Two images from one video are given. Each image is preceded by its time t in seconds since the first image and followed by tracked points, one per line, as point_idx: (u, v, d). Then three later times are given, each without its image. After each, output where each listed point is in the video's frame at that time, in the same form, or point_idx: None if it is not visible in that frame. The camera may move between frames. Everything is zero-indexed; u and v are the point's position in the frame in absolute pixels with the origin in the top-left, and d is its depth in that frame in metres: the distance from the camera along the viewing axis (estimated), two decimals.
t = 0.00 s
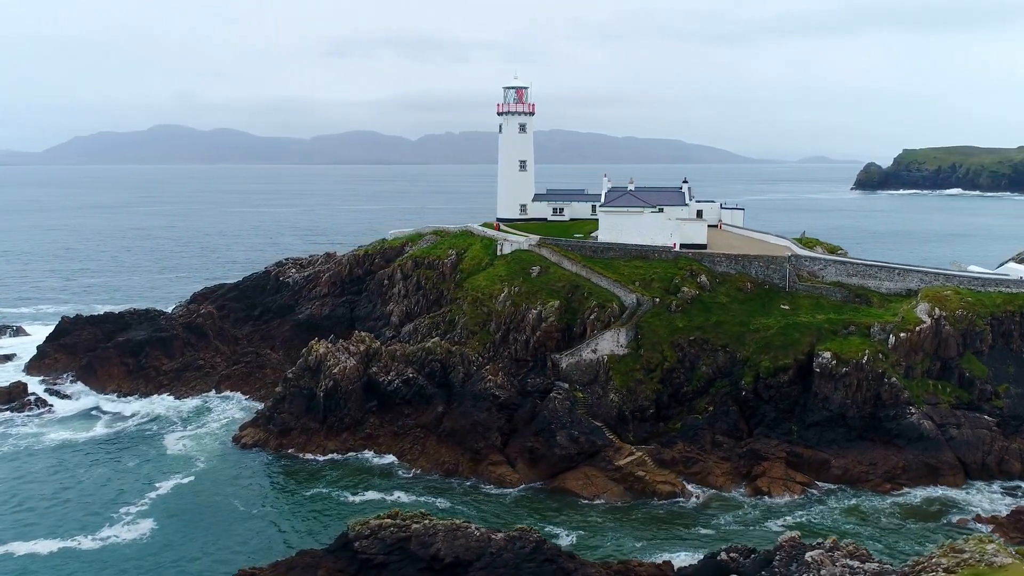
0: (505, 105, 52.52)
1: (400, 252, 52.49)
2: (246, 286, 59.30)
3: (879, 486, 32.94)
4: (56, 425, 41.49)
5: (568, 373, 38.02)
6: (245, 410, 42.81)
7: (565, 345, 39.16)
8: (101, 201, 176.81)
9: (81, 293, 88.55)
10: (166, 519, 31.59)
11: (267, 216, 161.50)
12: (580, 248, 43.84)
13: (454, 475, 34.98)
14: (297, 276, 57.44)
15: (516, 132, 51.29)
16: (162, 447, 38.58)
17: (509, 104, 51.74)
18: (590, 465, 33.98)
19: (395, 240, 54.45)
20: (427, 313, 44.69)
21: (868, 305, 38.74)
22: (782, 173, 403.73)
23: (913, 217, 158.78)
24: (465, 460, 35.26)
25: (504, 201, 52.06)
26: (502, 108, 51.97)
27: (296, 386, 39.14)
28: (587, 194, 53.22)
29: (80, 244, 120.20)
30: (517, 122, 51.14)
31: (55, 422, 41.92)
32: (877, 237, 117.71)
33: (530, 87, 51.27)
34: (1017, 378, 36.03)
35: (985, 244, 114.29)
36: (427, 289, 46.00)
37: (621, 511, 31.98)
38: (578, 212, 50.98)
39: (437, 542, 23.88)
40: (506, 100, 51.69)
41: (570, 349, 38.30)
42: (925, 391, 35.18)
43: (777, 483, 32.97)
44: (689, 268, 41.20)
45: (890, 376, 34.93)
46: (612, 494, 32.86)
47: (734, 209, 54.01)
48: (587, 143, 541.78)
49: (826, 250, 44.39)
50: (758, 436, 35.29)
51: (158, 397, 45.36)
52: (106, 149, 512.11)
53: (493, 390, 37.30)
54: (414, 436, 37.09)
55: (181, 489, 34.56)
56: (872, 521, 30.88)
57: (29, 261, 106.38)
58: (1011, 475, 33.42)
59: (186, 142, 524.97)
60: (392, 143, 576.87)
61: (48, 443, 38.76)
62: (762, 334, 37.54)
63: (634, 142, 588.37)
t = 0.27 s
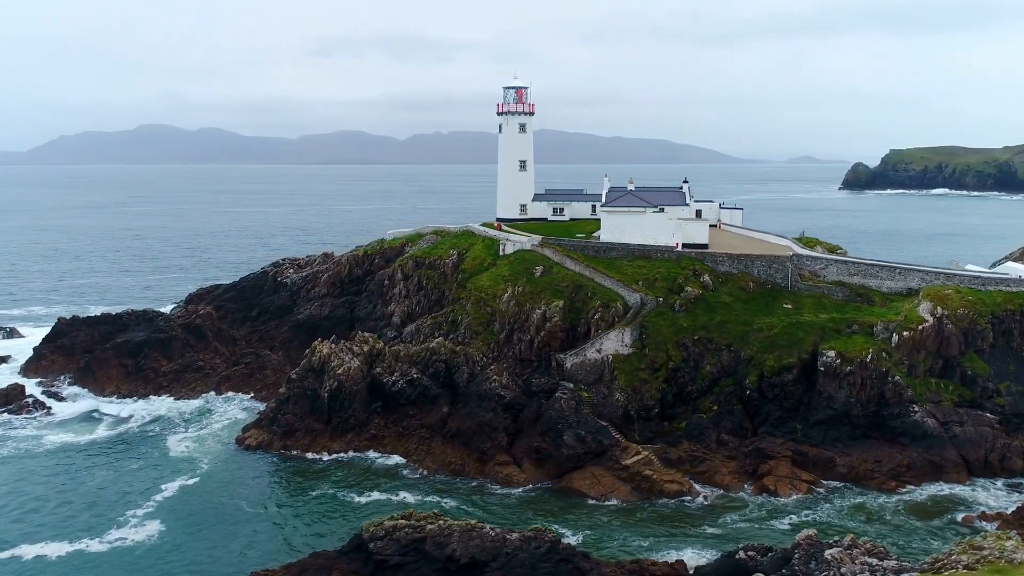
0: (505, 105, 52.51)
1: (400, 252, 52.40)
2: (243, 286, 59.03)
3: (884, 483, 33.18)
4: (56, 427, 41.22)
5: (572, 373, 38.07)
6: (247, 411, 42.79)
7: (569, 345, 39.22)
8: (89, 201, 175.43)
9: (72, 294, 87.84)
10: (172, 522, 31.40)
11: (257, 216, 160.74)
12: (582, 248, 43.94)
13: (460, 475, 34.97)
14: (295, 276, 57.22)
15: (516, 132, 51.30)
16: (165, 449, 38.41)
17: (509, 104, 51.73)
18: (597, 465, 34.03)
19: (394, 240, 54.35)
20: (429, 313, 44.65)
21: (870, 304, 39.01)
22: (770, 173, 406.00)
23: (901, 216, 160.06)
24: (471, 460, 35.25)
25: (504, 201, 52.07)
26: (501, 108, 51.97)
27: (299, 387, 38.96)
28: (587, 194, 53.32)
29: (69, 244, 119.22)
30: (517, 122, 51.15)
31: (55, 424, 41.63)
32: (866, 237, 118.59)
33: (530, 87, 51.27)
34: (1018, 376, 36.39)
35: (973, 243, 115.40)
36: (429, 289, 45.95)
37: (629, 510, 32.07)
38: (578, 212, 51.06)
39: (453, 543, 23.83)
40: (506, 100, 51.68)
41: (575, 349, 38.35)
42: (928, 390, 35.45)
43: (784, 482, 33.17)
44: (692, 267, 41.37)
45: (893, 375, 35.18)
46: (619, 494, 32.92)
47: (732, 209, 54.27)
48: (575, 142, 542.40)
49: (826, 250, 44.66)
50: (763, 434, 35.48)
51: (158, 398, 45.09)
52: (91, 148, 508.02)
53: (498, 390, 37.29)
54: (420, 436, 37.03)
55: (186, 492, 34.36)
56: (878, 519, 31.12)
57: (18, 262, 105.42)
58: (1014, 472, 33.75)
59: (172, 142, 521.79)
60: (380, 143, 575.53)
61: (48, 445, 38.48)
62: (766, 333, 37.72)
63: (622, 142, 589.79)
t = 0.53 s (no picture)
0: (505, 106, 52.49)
1: (400, 252, 52.30)
2: (241, 287, 58.76)
3: (889, 481, 33.43)
4: (56, 429, 41.01)
5: (577, 373, 38.09)
6: (248, 412, 42.76)
7: (573, 345, 39.27)
8: (77, 202, 174.01)
9: (63, 295, 87.14)
10: (179, 525, 31.24)
11: (247, 216, 159.95)
12: (584, 248, 44.06)
13: (466, 476, 34.96)
14: (293, 277, 57.00)
15: (516, 132, 51.32)
16: (168, 452, 38.37)
17: (509, 104, 51.72)
18: (604, 465, 34.09)
19: (393, 240, 54.24)
20: (431, 313, 44.60)
21: (871, 303, 39.27)
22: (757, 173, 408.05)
23: (890, 216, 161.32)
24: (478, 461, 35.24)
25: (504, 201, 52.05)
26: (501, 108, 51.97)
27: (303, 388, 38.79)
28: (586, 194, 53.40)
29: (58, 245, 118.25)
30: (517, 122, 51.17)
31: (54, 426, 41.38)
32: (857, 237, 119.39)
33: (530, 87, 51.27)
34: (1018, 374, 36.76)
35: (962, 243, 116.42)
36: (430, 290, 45.90)
37: (637, 510, 32.14)
38: (578, 212, 51.09)
39: (468, 544, 23.78)
40: (506, 100, 51.67)
41: (580, 349, 38.39)
42: (931, 388, 35.72)
43: (789, 481, 33.37)
44: (694, 267, 41.54)
45: (897, 373, 35.43)
46: (627, 493, 33.00)
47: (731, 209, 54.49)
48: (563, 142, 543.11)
49: (826, 250, 44.92)
50: (767, 433, 35.66)
51: (158, 400, 44.83)
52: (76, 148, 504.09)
53: (503, 391, 37.28)
54: (425, 437, 36.97)
55: (191, 495, 34.22)
56: (884, 517, 31.38)
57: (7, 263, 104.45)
58: (1016, 470, 34.11)
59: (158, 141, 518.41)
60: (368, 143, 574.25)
61: (50, 448, 38.29)
62: (769, 332, 37.90)
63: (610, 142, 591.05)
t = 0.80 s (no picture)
0: (504, 105, 52.47)
1: (400, 252, 52.20)
2: (238, 287, 58.48)
3: (893, 479, 33.69)
4: (56, 432, 40.72)
5: (582, 373, 38.15)
6: (250, 413, 42.56)
7: (577, 345, 39.32)
8: (64, 202, 172.61)
9: (53, 297, 86.37)
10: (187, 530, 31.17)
11: (236, 216, 159.13)
12: (586, 248, 44.15)
13: (473, 476, 34.94)
14: (290, 277, 56.77)
15: (515, 132, 51.31)
16: (171, 453, 38.26)
17: (508, 104, 51.70)
18: (610, 464, 34.16)
19: (392, 240, 54.14)
20: (433, 314, 44.57)
21: (873, 302, 39.55)
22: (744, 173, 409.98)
23: (878, 216, 162.42)
24: (484, 461, 35.23)
25: (504, 201, 52.05)
26: (500, 108, 51.93)
27: (307, 389, 38.64)
28: (585, 195, 53.52)
29: (46, 246, 117.18)
30: (516, 122, 51.14)
31: (54, 428, 41.12)
32: (846, 236, 120.24)
33: (529, 86, 51.24)
34: (1018, 372, 37.16)
35: (950, 242, 117.49)
36: (431, 290, 45.87)
37: (645, 508, 32.29)
38: (578, 212, 51.24)
39: (483, 544, 23.78)
40: (505, 100, 51.62)
41: (584, 349, 38.45)
42: (933, 386, 36.04)
43: (795, 479, 33.54)
44: (697, 267, 41.68)
45: (900, 371, 35.71)
46: (633, 492, 33.10)
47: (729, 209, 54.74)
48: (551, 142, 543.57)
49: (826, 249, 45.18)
50: (771, 432, 35.87)
51: (158, 402, 44.55)
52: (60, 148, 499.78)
53: (508, 391, 37.29)
54: (430, 438, 36.91)
55: (196, 497, 34.05)
56: (890, 514, 31.60)
57: None
58: (1017, 466, 34.48)
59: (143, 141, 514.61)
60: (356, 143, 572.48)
61: (51, 450, 38.08)
62: (773, 332, 38.10)
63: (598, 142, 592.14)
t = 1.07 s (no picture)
0: (501, 106, 52.46)
1: (398, 253, 52.07)
2: (232, 288, 58.14)
3: (894, 477, 33.97)
4: (53, 435, 40.33)
5: (584, 372, 38.26)
6: (249, 415, 42.34)
7: (579, 344, 39.40)
8: (49, 202, 170.97)
9: (40, 298, 85.47)
10: (191, 534, 30.97)
11: (223, 216, 158.14)
12: (586, 248, 44.24)
13: (477, 476, 34.91)
14: (286, 278, 56.49)
15: (512, 133, 51.32)
16: (171, 455, 38.02)
17: (505, 105, 51.70)
18: (615, 464, 34.25)
19: (389, 240, 54.03)
20: (432, 314, 44.52)
21: (871, 301, 39.89)
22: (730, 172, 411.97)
23: (863, 215, 163.63)
24: (488, 461, 35.21)
25: (501, 201, 52.06)
26: (497, 108, 51.94)
27: (308, 390, 38.47)
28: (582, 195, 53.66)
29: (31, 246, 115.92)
30: (513, 122, 51.14)
31: (51, 431, 40.72)
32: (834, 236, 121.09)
33: (526, 86, 51.29)
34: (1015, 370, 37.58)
35: (936, 241, 118.63)
36: (430, 290, 45.83)
37: (650, 508, 32.40)
38: (576, 213, 51.35)
39: (496, 544, 23.79)
40: (502, 100, 51.66)
41: (586, 348, 38.52)
42: (932, 384, 36.41)
43: (798, 477, 33.73)
44: (697, 267, 41.83)
45: (899, 370, 36.04)
46: (638, 491, 33.21)
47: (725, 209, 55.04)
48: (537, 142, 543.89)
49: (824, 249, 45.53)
50: (773, 430, 36.08)
51: (155, 404, 44.20)
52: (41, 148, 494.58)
53: (511, 391, 37.31)
54: (433, 438, 36.84)
55: (199, 500, 33.81)
56: (893, 512, 31.85)
57: None
58: (1015, 463, 34.86)
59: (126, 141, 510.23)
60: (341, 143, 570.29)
61: (49, 453, 37.71)
62: (774, 331, 38.33)
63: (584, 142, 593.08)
